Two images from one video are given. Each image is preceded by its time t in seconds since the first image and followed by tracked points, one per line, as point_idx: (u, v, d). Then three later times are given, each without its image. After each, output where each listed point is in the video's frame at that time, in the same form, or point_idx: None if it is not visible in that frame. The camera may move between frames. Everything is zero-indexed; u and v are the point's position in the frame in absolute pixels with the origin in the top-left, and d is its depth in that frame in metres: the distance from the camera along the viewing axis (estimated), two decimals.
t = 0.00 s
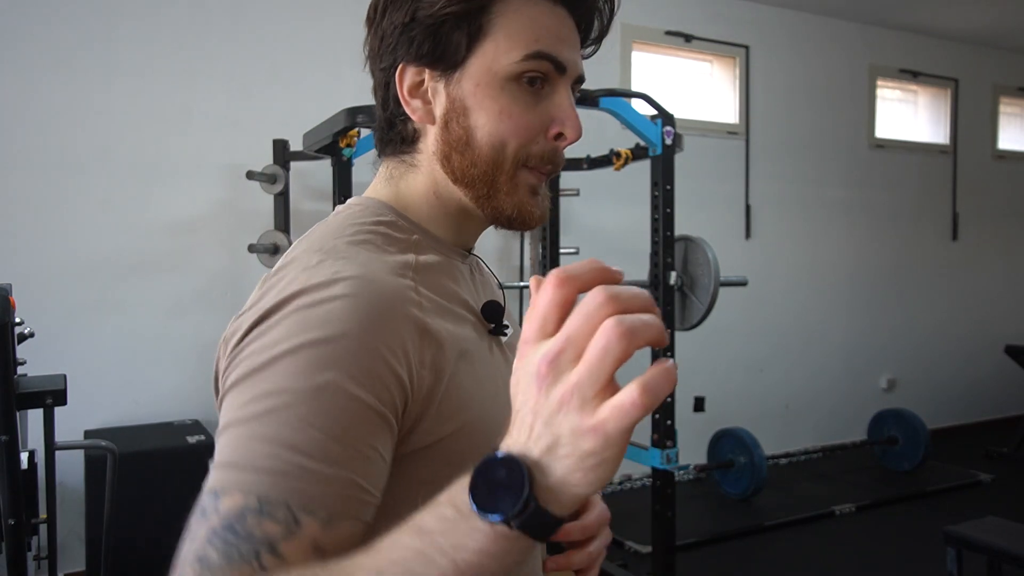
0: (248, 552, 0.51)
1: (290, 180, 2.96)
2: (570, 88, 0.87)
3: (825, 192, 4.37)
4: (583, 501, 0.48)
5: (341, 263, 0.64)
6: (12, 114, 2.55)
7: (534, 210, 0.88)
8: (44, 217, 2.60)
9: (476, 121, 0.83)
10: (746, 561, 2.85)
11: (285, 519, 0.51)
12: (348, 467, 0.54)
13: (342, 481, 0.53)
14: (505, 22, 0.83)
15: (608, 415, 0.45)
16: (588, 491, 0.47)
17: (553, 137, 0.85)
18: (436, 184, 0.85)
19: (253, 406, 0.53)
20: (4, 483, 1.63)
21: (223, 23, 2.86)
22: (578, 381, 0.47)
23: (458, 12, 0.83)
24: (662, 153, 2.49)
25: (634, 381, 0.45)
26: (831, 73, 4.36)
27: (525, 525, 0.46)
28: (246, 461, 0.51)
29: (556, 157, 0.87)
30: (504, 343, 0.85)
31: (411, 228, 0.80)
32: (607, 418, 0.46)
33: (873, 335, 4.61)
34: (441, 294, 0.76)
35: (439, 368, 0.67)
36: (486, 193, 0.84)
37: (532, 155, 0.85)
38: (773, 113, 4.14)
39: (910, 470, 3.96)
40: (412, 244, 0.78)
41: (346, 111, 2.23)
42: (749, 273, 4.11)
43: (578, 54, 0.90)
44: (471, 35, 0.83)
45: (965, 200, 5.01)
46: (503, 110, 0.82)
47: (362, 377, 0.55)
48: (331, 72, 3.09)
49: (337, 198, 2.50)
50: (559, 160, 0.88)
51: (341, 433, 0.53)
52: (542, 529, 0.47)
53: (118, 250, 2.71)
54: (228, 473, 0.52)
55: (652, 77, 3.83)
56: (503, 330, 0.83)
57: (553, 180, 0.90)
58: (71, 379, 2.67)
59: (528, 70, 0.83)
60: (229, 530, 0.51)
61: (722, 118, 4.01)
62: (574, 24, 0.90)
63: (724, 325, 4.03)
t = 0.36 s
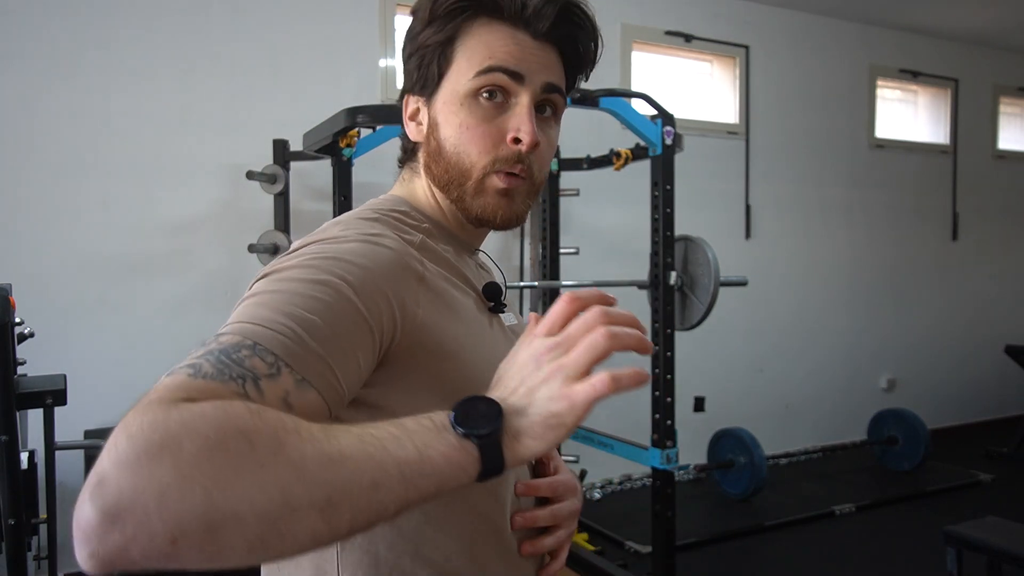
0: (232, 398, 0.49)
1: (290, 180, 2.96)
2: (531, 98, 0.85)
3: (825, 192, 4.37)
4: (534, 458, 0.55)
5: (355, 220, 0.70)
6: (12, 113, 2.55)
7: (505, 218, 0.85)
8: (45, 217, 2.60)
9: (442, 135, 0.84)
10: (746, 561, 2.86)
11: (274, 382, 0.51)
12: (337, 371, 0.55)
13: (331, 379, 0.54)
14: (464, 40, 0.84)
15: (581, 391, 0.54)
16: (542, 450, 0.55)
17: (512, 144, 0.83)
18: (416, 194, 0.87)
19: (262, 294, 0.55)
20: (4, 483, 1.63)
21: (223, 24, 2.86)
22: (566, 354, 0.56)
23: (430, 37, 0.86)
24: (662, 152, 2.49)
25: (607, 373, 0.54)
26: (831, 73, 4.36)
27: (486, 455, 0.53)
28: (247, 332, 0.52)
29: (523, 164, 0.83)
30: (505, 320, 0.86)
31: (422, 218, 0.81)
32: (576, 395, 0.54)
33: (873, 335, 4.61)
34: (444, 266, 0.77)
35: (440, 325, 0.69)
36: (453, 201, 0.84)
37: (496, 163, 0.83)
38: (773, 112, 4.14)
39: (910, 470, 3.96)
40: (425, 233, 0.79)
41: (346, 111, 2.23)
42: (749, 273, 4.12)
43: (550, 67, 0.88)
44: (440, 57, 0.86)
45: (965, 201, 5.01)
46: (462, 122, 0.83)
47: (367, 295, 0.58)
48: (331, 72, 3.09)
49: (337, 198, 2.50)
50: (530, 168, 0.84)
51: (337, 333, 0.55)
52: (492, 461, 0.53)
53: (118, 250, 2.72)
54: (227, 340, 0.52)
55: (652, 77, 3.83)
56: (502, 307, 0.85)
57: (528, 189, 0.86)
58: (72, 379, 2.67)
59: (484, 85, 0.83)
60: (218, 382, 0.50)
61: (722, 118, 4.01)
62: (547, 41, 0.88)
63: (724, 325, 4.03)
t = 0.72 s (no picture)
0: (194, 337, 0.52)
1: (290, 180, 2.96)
2: (534, 116, 0.85)
3: (825, 191, 4.37)
4: (438, 426, 0.56)
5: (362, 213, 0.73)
6: (12, 113, 2.55)
7: (507, 232, 0.86)
8: (44, 217, 2.60)
9: (450, 151, 0.85)
10: (746, 561, 2.86)
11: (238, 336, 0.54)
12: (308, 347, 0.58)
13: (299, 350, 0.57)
14: (470, 61, 0.85)
15: (471, 353, 0.56)
16: (443, 415, 0.56)
17: (513, 163, 0.83)
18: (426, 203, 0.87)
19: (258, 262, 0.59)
20: (4, 483, 1.62)
21: (223, 24, 2.86)
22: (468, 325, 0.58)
23: (440, 55, 0.86)
24: (662, 153, 2.49)
25: (493, 332, 0.56)
26: (831, 73, 4.36)
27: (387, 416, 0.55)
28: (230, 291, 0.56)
29: (523, 180, 0.84)
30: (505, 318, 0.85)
31: (431, 221, 0.81)
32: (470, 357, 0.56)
33: (873, 335, 4.61)
34: (444, 261, 0.77)
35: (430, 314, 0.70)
36: (459, 214, 0.84)
37: (500, 180, 0.84)
38: (773, 112, 4.14)
39: (910, 469, 3.96)
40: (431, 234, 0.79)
41: (347, 110, 2.23)
42: (749, 273, 4.12)
43: (552, 88, 0.88)
44: (448, 74, 0.86)
45: (965, 201, 5.01)
46: (467, 140, 0.83)
47: (352, 282, 0.61)
48: (332, 72, 3.09)
49: (337, 199, 2.49)
50: (529, 183, 0.85)
51: (315, 314, 0.58)
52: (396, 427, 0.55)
53: (118, 250, 2.71)
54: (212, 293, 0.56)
55: (652, 77, 3.83)
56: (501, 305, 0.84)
57: (531, 202, 0.86)
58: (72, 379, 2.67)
59: (488, 105, 0.83)
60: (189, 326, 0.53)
61: (722, 118, 4.01)
62: (551, 63, 0.87)
63: (724, 325, 4.03)
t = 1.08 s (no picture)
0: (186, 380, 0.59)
1: (290, 179, 2.96)
2: (547, 113, 0.85)
3: (825, 191, 4.37)
4: (359, 300, 0.56)
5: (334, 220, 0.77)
6: (12, 113, 2.55)
7: (519, 233, 0.84)
8: (44, 217, 2.60)
9: (460, 147, 0.84)
10: (746, 560, 2.86)
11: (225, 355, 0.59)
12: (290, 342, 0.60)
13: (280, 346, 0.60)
14: (483, 56, 0.86)
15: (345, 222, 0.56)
16: (361, 288, 0.56)
17: (525, 160, 0.82)
18: (434, 201, 0.87)
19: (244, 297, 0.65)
20: (4, 483, 1.63)
21: (223, 24, 2.86)
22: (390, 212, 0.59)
23: (452, 50, 0.86)
24: (662, 153, 2.49)
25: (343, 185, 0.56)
26: (831, 72, 4.36)
27: (321, 323, 0.56)
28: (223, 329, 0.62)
29: (536, 178, 0.83)
30: (507, 322, 0.85)
31: (435, 222, 0.83)
32: (365, 223, 0.56)
33: (873, 335, 4.61)
34: (443, 266, 0.79)
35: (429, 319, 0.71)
36: (470, 210, 0.84)
37: (510, 177, 0.83)
38: (773, 112, 4.14)
39: (910, 469, 3.96)
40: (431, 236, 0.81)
41: (347, 111, 2.23)
42: (749, 273, 4.12)
43: (565, 84, 0.88)
44: (460, 68, 0.86)
45: (966, 201, 5.01)
46: (478, 135, 0.83)
47: (324, 276, 0.64)
48: (332, 72, 3.09)
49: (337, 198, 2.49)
50: (542, 181, 0.83)
51: (293, 313, 0.61)
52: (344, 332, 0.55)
53: (118, 250, 2.72)
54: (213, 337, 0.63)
55: (652, 77, 3.83)
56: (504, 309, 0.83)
57: (543, 201, 0.84)
58: (71, 380, 2.67)
59: (501, 99, 0.84)
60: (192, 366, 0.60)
61: (722, 118, 4.01)
62: (564, 58, 0.88)
63: (724, 325, 4.03)
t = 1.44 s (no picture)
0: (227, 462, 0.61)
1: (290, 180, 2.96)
2: (539, 111, 0.85)
3: (826, 192, 4.37)
4: (340, 325, 0.57)
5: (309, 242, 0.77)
6: (12, 112, 2.54)
7: (512, 229, 0.84)
8: (45, 217, 2.60)
9: (451, 144, 0.84)
10: (746, 561, 2.86)
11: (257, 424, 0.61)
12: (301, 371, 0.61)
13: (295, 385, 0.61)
14: (476, 53, 0.85)
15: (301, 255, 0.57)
16: (338, 312, 0.57)
17: (519, 157, 0.82)
18: (424, 203, 0.86)
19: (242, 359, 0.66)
20: (4, 483, 1.63)
21: (223, 24, 2.86)
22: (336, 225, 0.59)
23: (443, 47, 0.86)
24: (662, 153, 2.49)
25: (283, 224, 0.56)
26: (831, 73, 4.36)
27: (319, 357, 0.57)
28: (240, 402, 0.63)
29: (530, 175, 0.83)
30: (503, 322, 0.85)
31: (425, 225, 0.82)
32: (314, 249, 0.57)
33: (873, 335, 4.61)
34: (437, 274, 0.78)
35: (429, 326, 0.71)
36: (462, 209, 0.83)
37: (504, 174, 0.82)
38: (773, 112, 4.14)
39: (910, 470, 3.96)
40: (422, 241, 0.80)
41: (347, 111, 2.23)
42: (749, 273, 4.12)
43: (559, 81, 0.88)
44: (452, 66, 0.85)
45: (966, 200, 5.01)
46: (471, 132, 0.82)
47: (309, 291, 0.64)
48: (332, 71, 3.09)
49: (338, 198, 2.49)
50: (535, 179, 0.83)
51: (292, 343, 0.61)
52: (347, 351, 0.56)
53: (118, 250, 2.72)
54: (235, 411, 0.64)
55: (652, 77, 3.83)
56: (500, 310, 0.83)
57: (536, 198, 0.85)
58: (72, 380, 2.67)
59: (494, 96, 0.83)
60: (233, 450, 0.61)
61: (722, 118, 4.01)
62: (557, 56, 0.89)
63: (724, 325, 4.03)
